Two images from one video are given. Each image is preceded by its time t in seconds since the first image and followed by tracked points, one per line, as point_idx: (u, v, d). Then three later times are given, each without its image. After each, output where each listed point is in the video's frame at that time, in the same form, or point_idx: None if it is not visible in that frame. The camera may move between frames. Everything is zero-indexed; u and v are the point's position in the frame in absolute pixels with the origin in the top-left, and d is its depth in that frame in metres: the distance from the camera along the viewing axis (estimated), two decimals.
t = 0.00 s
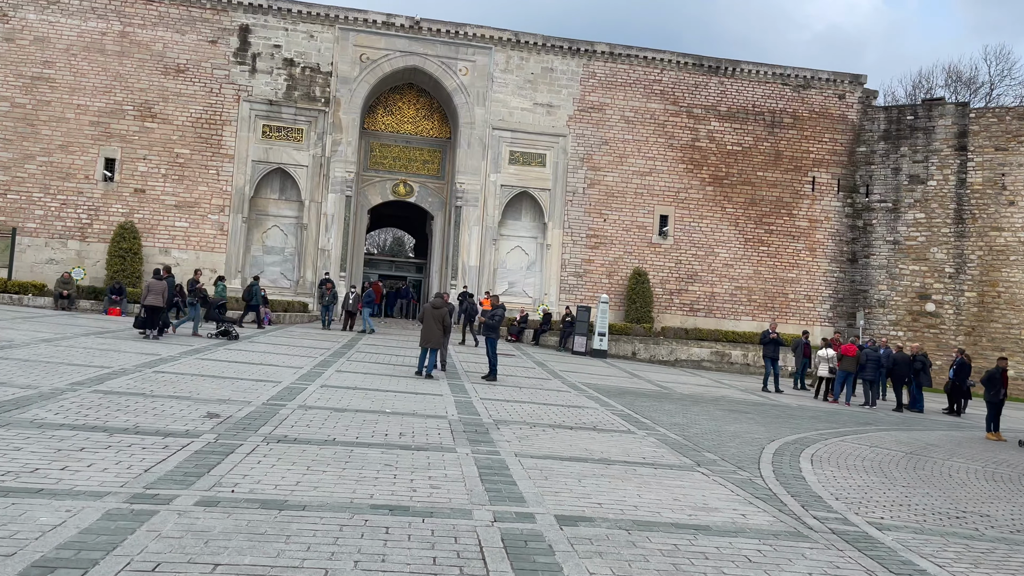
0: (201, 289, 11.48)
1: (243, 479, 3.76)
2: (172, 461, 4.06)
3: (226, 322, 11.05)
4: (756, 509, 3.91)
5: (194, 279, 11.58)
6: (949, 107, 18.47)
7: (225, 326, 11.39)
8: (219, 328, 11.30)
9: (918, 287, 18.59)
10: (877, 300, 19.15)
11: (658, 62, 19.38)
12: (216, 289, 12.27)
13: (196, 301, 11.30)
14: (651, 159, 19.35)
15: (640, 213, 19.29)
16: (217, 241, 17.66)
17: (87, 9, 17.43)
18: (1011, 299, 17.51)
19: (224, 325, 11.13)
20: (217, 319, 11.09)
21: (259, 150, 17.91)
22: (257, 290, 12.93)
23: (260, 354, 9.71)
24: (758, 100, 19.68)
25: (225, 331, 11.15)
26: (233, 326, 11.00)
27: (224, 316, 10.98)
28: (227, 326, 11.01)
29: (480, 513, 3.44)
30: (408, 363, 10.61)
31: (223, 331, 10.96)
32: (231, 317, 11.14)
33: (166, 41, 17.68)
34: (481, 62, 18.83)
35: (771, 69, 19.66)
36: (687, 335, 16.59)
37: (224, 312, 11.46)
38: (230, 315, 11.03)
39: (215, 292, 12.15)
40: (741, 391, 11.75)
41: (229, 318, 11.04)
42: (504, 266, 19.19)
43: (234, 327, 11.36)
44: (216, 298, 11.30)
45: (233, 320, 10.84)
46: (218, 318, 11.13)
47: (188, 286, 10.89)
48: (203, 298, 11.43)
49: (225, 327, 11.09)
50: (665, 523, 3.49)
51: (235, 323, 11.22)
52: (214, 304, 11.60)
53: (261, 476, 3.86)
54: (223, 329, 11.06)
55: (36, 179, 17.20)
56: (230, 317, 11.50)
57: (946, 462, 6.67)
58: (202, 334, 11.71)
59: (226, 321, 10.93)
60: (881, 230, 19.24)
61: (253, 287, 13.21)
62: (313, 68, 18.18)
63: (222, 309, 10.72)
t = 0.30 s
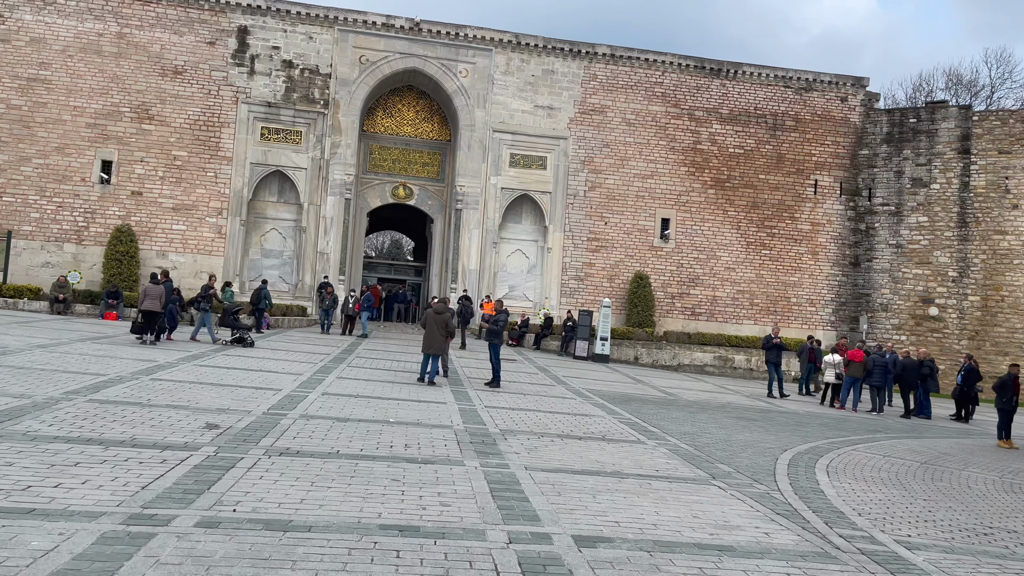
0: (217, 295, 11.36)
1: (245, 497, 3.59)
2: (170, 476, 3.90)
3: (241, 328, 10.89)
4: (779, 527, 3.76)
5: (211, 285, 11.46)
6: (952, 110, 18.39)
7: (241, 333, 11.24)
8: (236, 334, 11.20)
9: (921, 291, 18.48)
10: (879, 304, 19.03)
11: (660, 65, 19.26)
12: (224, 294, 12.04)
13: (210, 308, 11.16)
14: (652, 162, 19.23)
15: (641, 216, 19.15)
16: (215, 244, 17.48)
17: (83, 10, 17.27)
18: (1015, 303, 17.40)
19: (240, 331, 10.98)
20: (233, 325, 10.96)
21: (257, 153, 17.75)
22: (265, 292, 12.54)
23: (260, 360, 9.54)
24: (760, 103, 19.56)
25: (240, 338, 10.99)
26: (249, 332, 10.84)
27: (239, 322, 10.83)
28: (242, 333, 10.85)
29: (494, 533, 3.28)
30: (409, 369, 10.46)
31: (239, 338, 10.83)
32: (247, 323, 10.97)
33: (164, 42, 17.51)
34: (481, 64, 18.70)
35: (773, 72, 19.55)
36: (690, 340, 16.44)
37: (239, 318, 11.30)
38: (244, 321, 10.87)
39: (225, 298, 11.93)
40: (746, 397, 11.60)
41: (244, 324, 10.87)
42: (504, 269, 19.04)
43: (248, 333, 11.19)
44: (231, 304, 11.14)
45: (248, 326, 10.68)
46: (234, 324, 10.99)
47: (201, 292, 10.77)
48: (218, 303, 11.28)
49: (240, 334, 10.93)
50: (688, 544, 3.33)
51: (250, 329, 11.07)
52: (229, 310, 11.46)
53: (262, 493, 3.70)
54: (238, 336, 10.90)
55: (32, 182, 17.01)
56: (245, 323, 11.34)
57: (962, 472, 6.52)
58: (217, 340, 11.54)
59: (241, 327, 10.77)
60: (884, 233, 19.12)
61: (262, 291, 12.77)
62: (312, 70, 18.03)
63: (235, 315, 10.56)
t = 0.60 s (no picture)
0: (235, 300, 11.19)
1: (251, 512, 3.45)
2: (172, 490, 3.74)
3: (257, 335, 10.69)
4: (806, 543, 3.63)
5: (231, 291, 11.27)
6: (955, 114, 18.33)
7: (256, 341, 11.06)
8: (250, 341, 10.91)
9: (923, 296, 18.39)
10: (882, 309, 18.92)
11: (661, 68, 19.18)
12: (234, 300, 11.74)
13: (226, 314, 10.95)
14: (654, 166, 19.13)
15: (643, 221, 19.04)
16: (213, 249, 17.32)
17: (81, 13, 17.13)
18: (1018, 308, 17.32)
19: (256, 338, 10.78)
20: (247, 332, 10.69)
21: (256, 156, 17.62)
22: (272, 299, 12.05)
23: (260, 366, 9.39)
24: (761, 107, 19.48)
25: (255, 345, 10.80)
26: (265, 339, 10.65)
27: (255, 329, 10.64)
28: (258, 340, 10.67)
29: (513, 551, 3.14)
30: (412, 375, 10.30)
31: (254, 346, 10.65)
32: (263, 331, 10.78)
33: (162, 45, 17.37)
34: (482, 68, 18.60)
35: (775, 76, 19.47)
36: (693, 345, 16.31)
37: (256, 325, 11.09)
38: (260, 328, 10.68)
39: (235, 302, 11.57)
40: (753, 403, 11.47)
41: (260, 331, 10.69)
42: (505, 274, 18.90)
43: (264, 341, 11.00)
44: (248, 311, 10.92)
45: (264, 334, 10.49)
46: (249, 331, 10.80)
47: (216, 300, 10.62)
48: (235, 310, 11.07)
49: (255, 341, 10.74)
50: (715, 561, 3.20)
51: (266, 337, 10.90)
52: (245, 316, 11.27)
53: (269, 508, 3.55)
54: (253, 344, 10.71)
55: (28, 185, 16.83)
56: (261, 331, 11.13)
57: (979, 481, 6.39)
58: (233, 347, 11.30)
59: (256, 334, 10.58)
60: (887, 238, 19.01)
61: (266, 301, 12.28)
62: (311, 73, 17.90)
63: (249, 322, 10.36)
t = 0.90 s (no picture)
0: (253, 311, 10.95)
1: (263, 540, 3.29)
2: (180, 514, 3.58)
3: (274, 348, 10.49)
4: (842, 570, 3.48)
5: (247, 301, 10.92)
6: (959, 123, 18.26)
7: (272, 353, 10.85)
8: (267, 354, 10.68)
9: (928, 306, 18.27)
10: (886, 318, 18.82)
11: (664, 76, 19.10)
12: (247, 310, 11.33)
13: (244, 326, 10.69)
14: (657, 174, 19.02)
15: (646, 229, 18.92)
16: (213, 257, 17.15)
17: (81, 20, 17.01)
18: None
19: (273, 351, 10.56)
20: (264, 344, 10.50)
21: (256, 164, 17.47)
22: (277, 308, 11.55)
23: (263, 378, 9.22)
24: (764, 115, 19.41)
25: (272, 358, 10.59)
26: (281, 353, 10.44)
27: (272, 342, 10.43)
28: (275, 353, 10.46)
29: None
30: (416, 386, 10.16)
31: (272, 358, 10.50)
32: (280, 344, 10.58)
33: (162, 52, 17.25)
34: (483, 76, 18.50)
35: (778, 84, 19.40)
36: (697, 355, 16.17)
37: (273, 338, 10.88)
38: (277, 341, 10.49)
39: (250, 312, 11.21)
40: (761, 415, 11.33)
41: (277, 344, 10.47)
42: (506, 283, 18.76)
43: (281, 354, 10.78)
44: (266, 324, 10.69)
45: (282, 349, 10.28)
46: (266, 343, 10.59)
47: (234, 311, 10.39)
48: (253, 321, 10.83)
49: (273, 354, 10.54)
50: None
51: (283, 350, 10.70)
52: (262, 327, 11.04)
53: (282, 534, 3.39)
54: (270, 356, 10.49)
55: (26, 193, 16.67)
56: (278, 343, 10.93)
57: (1001, 498, 6.26)
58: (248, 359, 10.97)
59: (274, 348, 10.39)
60: (890, 247, 18.92)
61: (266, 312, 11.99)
62: (312, 81, 17.79)
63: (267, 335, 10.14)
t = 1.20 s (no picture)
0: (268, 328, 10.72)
1: None
2: (182, 547, 3.43)
3: (290, 366, 10.27)
4: None
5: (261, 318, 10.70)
6: (959, 136, 18.26)
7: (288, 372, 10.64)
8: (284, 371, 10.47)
9: (930, 320, 18.18)
10: (888, 332, 18.72)
11: (664, 89, 19.07)
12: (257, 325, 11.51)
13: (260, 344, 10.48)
14: (657, 187, 18.96)
15: (646, 242, 18.83)
16: (211, 271, 16.99)
17: (79, 32, 16.91)
18: None
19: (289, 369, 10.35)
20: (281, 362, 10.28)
21: (255, 177, 17.35)
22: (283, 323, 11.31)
23: (263, 395, 9.05)
24: (764, 128, 19.37)
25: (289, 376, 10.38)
26: (298, 371, 10.23)
27: (289, 360, 10.22)
28: (292, 372, 10.25)
29: None
30: (418, 403, 9.99)
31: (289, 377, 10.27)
32: (297, 362, 10.35)
33: (161, 65, 17.16)
34: (484, 89, 18.45)
35: (778, 97, 19.38)
36: (700, 369, 16.03)
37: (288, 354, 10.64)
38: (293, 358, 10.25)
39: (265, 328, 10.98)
40: (767, 432, 11.19)
41: (295, 363, 10.26)
42: (506, 297, 18.63)
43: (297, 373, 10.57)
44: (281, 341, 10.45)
45: (300, 367, 10.07)
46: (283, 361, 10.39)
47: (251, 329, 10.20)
48: (269, 338, 10.63)
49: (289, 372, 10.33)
50: None
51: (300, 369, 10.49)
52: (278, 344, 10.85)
53: (290, 570, 3.25)
54: (287, 375, 10.27)
55: (22, 206, 16.50)
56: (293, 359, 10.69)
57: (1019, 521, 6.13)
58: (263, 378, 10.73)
59: (290, 366, 10.17)
60: (892, 261, 18.84)
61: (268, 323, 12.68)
62: (311, 93, 17.71)
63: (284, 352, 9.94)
